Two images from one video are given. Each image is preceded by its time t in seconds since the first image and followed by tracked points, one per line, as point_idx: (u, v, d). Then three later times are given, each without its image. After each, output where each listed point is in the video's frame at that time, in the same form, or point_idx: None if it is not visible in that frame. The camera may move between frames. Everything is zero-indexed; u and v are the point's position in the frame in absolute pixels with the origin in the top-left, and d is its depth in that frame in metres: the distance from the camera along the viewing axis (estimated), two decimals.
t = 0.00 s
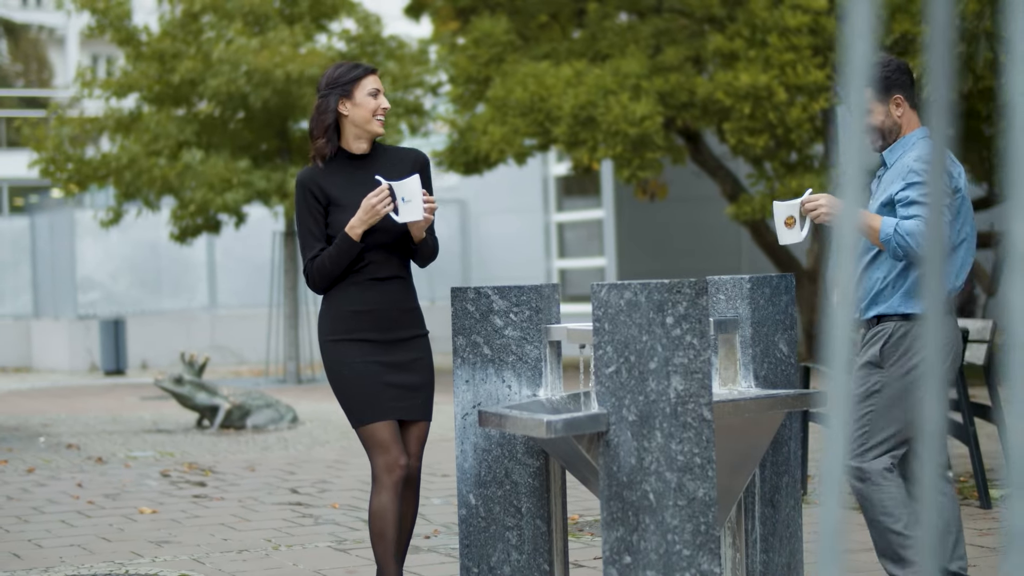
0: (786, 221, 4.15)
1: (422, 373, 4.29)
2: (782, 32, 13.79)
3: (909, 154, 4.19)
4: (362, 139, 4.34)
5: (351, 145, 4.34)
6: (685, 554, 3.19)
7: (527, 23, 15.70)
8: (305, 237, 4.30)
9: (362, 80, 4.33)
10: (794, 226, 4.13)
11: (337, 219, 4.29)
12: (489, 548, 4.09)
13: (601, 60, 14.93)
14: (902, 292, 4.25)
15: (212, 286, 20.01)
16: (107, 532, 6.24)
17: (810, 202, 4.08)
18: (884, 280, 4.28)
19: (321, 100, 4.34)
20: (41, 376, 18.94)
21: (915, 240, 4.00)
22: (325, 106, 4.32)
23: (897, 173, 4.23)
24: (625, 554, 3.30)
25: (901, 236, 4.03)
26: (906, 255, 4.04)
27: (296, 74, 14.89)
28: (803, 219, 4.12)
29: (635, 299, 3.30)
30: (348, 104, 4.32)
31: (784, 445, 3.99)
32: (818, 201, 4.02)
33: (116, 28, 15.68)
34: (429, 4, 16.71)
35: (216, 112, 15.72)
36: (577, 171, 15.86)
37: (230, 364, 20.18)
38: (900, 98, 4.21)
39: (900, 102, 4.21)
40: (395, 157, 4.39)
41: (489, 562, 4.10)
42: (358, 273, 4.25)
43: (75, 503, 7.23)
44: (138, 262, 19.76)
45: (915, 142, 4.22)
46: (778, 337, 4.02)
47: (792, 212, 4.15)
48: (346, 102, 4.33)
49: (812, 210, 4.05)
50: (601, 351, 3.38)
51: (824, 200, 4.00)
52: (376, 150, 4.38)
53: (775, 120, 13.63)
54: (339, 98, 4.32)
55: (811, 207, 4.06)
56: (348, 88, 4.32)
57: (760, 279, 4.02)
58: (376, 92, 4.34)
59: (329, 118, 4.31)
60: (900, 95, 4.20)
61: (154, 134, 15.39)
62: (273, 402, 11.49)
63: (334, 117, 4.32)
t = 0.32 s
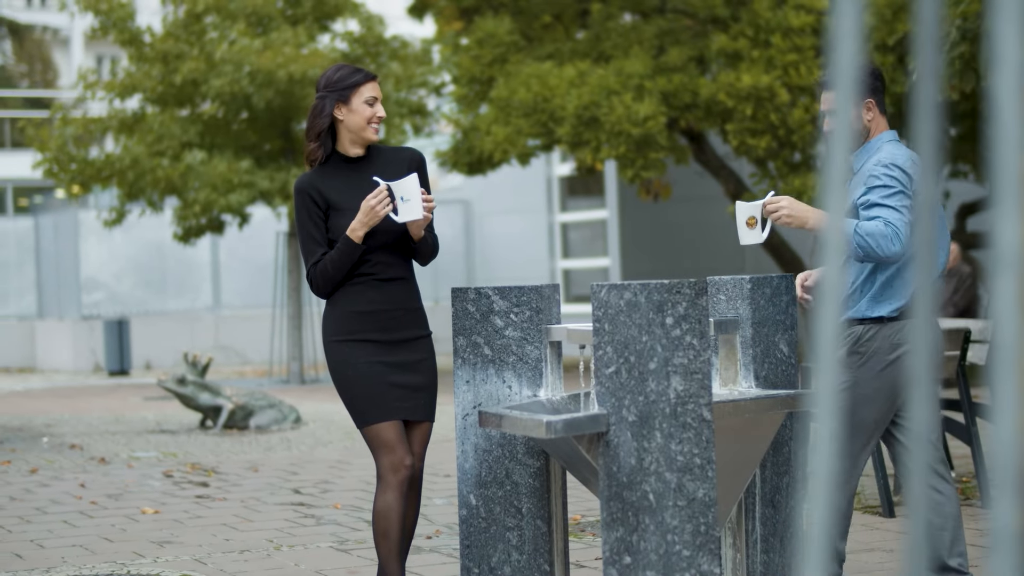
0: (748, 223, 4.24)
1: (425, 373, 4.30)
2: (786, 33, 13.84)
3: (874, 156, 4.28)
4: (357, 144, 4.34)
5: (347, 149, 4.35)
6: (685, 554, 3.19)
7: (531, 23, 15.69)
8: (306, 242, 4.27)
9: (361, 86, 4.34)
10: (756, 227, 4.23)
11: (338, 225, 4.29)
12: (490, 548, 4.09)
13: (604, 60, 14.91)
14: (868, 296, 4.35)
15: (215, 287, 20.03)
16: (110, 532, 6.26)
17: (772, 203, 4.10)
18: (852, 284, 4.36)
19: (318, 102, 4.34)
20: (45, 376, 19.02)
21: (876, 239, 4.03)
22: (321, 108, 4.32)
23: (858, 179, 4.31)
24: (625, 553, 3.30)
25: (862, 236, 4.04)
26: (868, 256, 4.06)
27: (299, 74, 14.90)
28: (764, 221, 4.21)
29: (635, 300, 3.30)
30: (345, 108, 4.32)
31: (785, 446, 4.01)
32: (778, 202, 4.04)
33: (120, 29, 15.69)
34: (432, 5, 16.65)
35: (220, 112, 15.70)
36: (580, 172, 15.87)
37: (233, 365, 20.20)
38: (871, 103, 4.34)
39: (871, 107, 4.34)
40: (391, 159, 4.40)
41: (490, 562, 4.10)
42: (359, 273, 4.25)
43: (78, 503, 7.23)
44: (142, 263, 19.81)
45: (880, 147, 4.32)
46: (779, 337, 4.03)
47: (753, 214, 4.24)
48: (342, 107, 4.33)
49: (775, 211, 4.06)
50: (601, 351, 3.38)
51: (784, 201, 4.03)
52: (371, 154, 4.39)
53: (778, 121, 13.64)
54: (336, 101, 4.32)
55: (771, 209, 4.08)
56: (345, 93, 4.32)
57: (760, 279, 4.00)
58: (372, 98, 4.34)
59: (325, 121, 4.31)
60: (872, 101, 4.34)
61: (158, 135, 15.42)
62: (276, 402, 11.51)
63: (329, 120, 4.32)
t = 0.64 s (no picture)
0: (686, 240, 4.23)
1: (424, 374, 4.29)
2: (790, 33, 13.80)
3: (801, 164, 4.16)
4: (357, 148, 4.34)
5: (347, 151, 4.35)
6: (685, 556, 3.18)
7: (534, 24, 15.70)
8: (303, 242, 4.29)
9: (365, 92, 4.31)
10: (695, 245, 4.21)
11: (336, 227, 4.29)
12: (490, 549, 4.09)
13: (608, 60, 14.90)
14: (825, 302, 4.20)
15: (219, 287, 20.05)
16: (113, 532, 6.26)
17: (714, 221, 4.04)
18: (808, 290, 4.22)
19: (321, 102, 4.33)
20: (49, 375, 19.07)
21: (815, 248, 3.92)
22: (323, 109, 4.31)
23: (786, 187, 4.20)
24: (625, 554, 3.30)
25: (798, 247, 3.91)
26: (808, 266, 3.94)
27: (303, 74, 14.92)
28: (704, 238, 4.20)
29: (635, 302, 3.29)
30: (347, 112, 4.30)
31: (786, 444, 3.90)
32: (717, 221, 3.97)
33: (124, 30, 15.73)
34: (435, 5, 16.59)
35: (223, 113, 15.68)
36: (583, 172, 15.86)
37: (236, 365, 20.21)
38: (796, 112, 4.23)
39: (796, 115, 4.22)
40: (390, 161, 4.39)
41: (490, 562, 4.10)
42: (357, 276, 4.26)
43: (81, 503, 7.23)
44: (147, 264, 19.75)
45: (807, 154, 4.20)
46: (780, 336, 4.02)
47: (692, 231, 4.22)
48: (344, 110, 4.31)
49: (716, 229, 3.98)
50: (600, 353, 3.38)
51: (723, 220, 3.96)
52: (371, 156, 4.39)
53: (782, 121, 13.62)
54: (338, 104, 4.31)
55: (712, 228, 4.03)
56: (349, 98, 4.31)
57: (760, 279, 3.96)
58: (375, 103, 4.32)
59: (325, 122, 4.30)
60: (797, 108, 4.23)
61: (161, 135, 15.40)
62: (278, 403, 11.52)
63: (329, 122, 4.31)
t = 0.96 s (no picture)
0: (653, 255, 4.18)
1: (422, 374, 4.30)
2: (793, 33, 13.83)
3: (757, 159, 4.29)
4: (361, 146, 4.36)
5: (351, 150, 4.36)
6: (686, 554, 3.19)
7: (538, 24, 15.67)
8: (300, 239, 4.27)
9: (377, 94, 4.32)
10: (661, 261, 4.16)
11: (333, 224, 4.28)
12: (490, 547, 4.09)
13: (612, 60, 14.93)
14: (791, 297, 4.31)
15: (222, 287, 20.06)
16: (115, 531, 6.28)
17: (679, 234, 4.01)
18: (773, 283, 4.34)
19: (332, 100, 4.31)
20: (54, 376, 19.16)
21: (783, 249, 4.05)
22: (334, 108, 4.29)
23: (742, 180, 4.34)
24: (625, 554, 3.30)
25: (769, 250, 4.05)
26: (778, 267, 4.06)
27: (307, 75, 14.95)
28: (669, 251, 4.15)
29: (635, 302, 3.29)
30: (356, 112, 4.30)
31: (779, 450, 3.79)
32: (686, 234, 3.96)
33: (128, 30, 15.66)
34: (438, 5, 16.58)
35: (227, 113, 15.71)
36: (587, 173, 15.87)
37: (240, 365, 20.24)
38: (751, 106, 4.35)
39: (751, 109, 4.35)
40: (393, 161, 4.42)
41: (490, 562, 4.10)
42: (353, 274, 4.26)
43: (83, 503, 7.24)
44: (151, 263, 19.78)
45: (763, 147, 4.33)
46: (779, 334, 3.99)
47: (658, 245, 4.18)
48: (354, 110, 4.31)
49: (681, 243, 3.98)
50: (600, 352, 3.38)
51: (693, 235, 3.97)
52: (373, 155, 4.41)
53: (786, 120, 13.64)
54: (349, 104, 4.30)
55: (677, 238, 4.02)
56: (361, 98, 4.30)
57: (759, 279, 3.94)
58: (386, 105, 4.33)
59: (337, 123, 4.28)
60: (751, 102, 4.35)
61: (165, 135, 15.39)
62: (282, 403, 11.52)
63: (340, 121, 4.29)
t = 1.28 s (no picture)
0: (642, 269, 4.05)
1: (411, 372, 4.30)
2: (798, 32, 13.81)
3: (731, 162, 4.29)
4: (361, 145, 4.34)
5: (351, 147, 4.35)
6: (686, 554, 3.19)
7: (542, 24, 15.73)
8: (296, 228, 4.24)
9: (388, 102, 4.31)
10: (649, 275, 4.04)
11: (331, 214, 4.28)
12: (490, 546, 4.09)
13: (615, 60, 14.91)
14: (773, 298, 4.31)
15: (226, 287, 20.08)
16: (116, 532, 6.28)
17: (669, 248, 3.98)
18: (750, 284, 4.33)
19: (345, 103, 4.26)
20: (59, 375, 19.20)
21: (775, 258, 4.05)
22: (347, 111, 4.25)
23: (712, 186, 4.34)
24: (625, 553, 3.31)
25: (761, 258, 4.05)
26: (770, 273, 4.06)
27: (310, 75, 14.93)
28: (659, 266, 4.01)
29: (635, 302, 3.29)
30: (367, 116, 4.29)
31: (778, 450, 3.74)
32: (675, 248, 3.94)
33: (132, 29, 15.68)
34: (442, 5, 16.62)
35: (231, 113, 15.72)
36: (592, 173, 15.86)
37: (245, 365, 20.24)
38: (712, 109, 4.36)
39: (712, 112, 4.36)
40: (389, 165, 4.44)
41: (491, 562, 4.10)
42: (349, 269, 4.26)
43: (85, 504, 7.24)
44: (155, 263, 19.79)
45: (729, 151, 4.34)
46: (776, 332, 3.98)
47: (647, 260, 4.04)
48: (366, 115, 4.28)
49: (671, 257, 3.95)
50: (600, 352, 3.39)
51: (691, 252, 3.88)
52: (370, 157, 4.41)
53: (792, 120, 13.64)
54: (362, 108, 4.26)
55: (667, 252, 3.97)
56: (374, 103, 4.28)
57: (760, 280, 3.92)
58: (394, 113, 4.33)
59: (348, 130, 4.24)
60: (712, 106, 4.36)
61: (169, 135, 15.38)
62: (285, 403, 11.51)
63: (351, 128, 4.26)
